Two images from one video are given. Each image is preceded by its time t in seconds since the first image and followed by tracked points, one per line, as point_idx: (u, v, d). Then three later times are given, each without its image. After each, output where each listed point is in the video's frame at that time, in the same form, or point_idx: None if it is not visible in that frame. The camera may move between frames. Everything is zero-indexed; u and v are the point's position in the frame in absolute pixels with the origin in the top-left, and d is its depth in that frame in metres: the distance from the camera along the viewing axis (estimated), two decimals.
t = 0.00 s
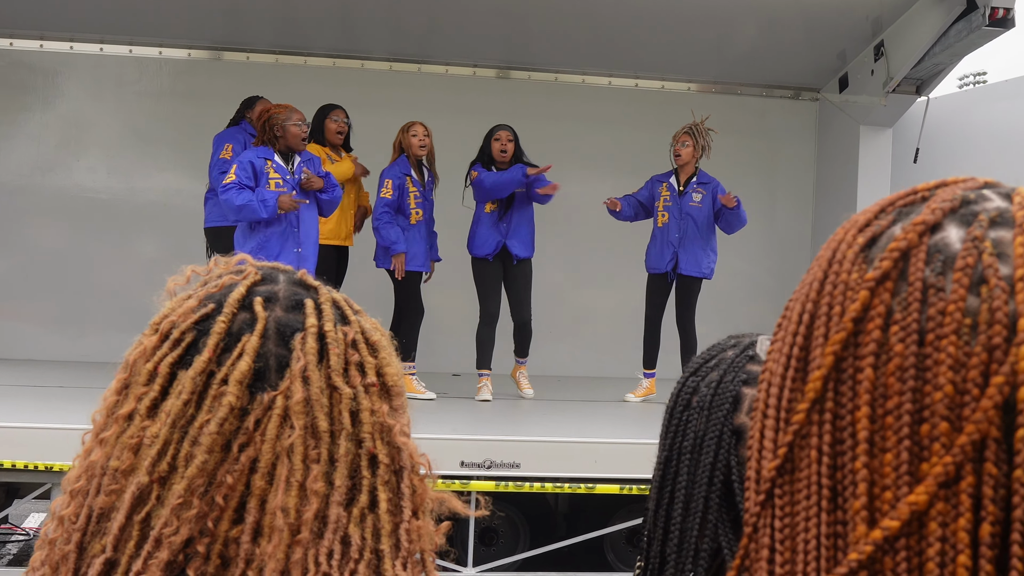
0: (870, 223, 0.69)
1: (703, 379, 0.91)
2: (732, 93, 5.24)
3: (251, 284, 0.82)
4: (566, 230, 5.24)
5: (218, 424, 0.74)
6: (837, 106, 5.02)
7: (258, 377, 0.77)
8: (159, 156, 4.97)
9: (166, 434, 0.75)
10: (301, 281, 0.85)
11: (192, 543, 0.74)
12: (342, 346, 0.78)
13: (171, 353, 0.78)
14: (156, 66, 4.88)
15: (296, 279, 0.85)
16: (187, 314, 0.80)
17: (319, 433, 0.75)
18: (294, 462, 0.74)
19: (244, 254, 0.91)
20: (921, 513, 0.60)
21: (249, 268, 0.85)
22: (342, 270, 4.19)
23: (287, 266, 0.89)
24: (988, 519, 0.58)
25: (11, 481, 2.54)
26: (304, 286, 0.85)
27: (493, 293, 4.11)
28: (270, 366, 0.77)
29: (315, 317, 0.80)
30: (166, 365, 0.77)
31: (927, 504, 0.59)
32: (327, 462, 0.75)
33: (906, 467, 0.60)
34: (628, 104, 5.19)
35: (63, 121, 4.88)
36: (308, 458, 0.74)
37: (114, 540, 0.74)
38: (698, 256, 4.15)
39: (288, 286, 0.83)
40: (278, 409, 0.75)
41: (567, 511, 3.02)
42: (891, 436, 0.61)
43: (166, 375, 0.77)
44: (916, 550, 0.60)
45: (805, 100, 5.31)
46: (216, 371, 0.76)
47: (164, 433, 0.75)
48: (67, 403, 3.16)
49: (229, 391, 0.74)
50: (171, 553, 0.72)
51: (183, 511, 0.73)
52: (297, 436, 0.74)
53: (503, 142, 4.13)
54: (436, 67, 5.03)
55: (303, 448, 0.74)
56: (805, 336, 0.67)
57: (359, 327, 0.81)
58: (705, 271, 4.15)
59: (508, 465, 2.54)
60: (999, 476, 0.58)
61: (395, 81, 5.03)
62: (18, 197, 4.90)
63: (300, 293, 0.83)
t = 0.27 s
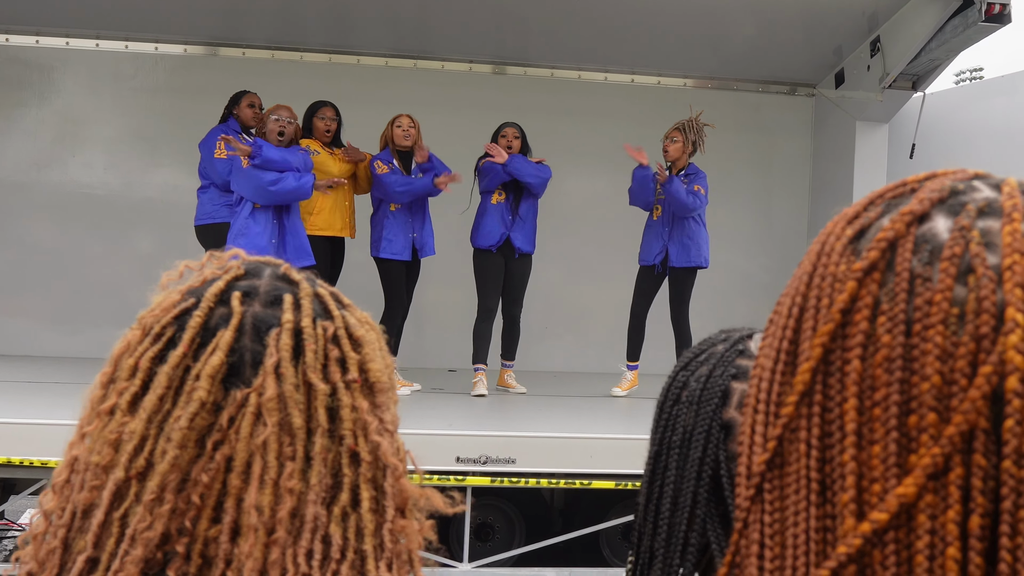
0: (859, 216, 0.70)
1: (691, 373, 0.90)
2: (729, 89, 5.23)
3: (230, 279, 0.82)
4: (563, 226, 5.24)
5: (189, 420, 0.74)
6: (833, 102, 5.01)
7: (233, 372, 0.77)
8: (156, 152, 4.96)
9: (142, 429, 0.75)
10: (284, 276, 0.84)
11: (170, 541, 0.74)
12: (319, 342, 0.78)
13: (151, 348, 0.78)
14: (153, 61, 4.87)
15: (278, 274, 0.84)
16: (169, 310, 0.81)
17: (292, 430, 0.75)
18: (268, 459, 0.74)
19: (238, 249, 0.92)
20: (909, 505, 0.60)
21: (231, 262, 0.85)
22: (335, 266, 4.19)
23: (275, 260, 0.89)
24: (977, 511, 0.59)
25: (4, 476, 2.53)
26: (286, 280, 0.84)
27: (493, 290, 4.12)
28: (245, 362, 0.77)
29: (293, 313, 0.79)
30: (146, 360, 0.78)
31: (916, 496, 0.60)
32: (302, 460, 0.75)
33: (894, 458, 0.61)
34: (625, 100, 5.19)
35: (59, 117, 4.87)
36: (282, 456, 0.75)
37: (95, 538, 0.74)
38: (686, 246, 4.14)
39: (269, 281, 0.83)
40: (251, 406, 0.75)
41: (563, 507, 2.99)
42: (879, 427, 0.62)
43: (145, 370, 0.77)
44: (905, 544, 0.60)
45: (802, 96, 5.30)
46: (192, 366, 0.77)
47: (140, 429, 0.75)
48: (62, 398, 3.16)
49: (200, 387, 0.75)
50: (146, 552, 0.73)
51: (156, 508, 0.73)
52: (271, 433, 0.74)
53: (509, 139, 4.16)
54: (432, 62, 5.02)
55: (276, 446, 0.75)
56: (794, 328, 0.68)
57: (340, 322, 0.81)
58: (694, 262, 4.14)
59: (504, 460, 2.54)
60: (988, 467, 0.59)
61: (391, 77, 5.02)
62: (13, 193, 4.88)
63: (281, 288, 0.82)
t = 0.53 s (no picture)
0: (849, 211, 0.68)
1: (680, 369, 0.90)
2: (720, 83, 5.23)
3: (218, 279, 0.81)
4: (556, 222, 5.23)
5: (171, 419, 0.74)
6: (824, 95, 5.01)
7: (218, 372, 0.76)
8: (146, 152, 4.94)
9: (126, 429, 0.74)
10: (271, 274, 0.83)
11: (153, 543, 0.73)
12: (305, 341, 0.77)
13: (138, 348, 0.78)
14: (142, 61, 4.84)
15: (266, 273, 0.83)
16: (155, 310, 0.80)
17: (276, 430, 0.74)
18: (251, 460, 0.73)
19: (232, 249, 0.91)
20: (906, 506, 0.58)
21: (219, 262, 0.84)
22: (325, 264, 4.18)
23: (265, 260, 0.88)
24: (975, 512, 0.57)
25: None
26: (273, 279, 0.83)
27: (496, 283, 4.09)
28: (229, 361, 0.76)
29: (279, 312, 0.79)
30: (132, 360, 0.77)
31: (912, 496, 0.57)
32: (285, 461, 0.74)
33: (890, 459, 0.58)
34: (616, 95, 5.18)
35: (49, 117, 4.84)
36: (265, 457, 0.74)
37: (79, 539, 0.74)
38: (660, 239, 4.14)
39: (257, 280, 0.82)
40: (233, 407, 0.74)
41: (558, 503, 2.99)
42: (875, 429, 0.59)
43: (131, 370, 0.77)
44: (901, 544, 0.58)
45: (793, 90, 5.31)
46: (177, 366, 0.76)
47: (125, 429, 0.74)
48: (53, 399, 3.14)
49: (182, 386, 0.74)
50: (129, 553, 0.72)
51: (138, 508, 0.73)
52: (254, 433, 0.73)
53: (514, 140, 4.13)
54: (422, 59, 5.00)
55: (259, 447, 0.74)
56: (783, 326, 0.66)
57: (327, 322, 0.80)
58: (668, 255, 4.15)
59: (498, 457, 2.53)
60: (986, 467, 0.57)
61: (382, 74, 5.00)
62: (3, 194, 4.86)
63: (267, 287, 0.81)
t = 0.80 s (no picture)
0: (852, 203, 0.68)
1: (678, 365, 0.88)
2: (714, 79, 5.23)
3: (212, 274, 0.81)
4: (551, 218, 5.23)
5: (165, 413, 0.74)
6: (819, 91, 5.02)
7: (211, 366, 0.76)
8: (141, 148, 4.92)
9: (120, 423, 0.74)
10: (265, 269, 0.83)
11: (147, 537, 0.73)
12: (299, 336, 0.77)
13: (133, 342, 0.78)
14: (137, 57, 4.83)
15: (261, 268, 0.83)
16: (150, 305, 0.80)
17: (270, 424, 0.75)
18: (245, 454, 0.74)
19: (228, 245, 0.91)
20: (914, 501, 0.59)
21: (215, 257, 0.84)
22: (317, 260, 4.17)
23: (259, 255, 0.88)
24: (984, 506, 0.58)
25: None
26: (267, 274, 0.83)
27: (492, 283, 4.10)
28: (223, 356, 0.76)
29: (273, 307, 0.79)
30: (127, 354, 0.77)
31: (922, 491, 0.58)
32: (279, 454, 0.74)
33: (899, 454, 0.59)
34: (611, 92, 5.18)
35: (43, 114, 4.82)
36: (258, 451, 0.74)
37: (74, 533, 0.74)
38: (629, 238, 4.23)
39: (251, 275, 0.82)
40: (227, 400, 0.74)
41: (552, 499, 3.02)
42: (883, 423, 0.60)
43: (127, 364, 0.77)
44: (910, 539, 0.59)
45: (787, 86, 5.31)
46: (171, 360, 0.76)
47: (119, 423, 0.74)
48: (47, 396, 3.13)
49: (176, 379, 0.74)
50: (123, 546, 0.72)
51: (132, 501, 0.73)
52: (247, 427, 0.73)
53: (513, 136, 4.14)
54: (417, 55, 5.00)
55: (253, 440, 0.74)
56: (786, 320, 0.66)
57: (321, 317, 0.80)
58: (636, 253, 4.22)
59: (492, 454, 2.53)
60: (995, 461, 0.58)
61: (376, 70, 4.99)
62: None
63: (262, 282, 0.81)
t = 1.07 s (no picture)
0: (867, 198, 0.69)
1: (688, 360, 0.88)
2: (709, 75, 5.24)
3: (214, 265, 0.82)
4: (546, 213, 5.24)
5: (166, 402, 0.75)
6: (814, 88, 5.03)
7: (212, 356, 0.78)
8: (135, 140, 4.90)
9: (122, 412, 0.76)
10: (268, 261, 0.84)
11: (147, 526, 0.75)
12: (300, 327, 0.79)
13: (135, 332, 0.79)
14: (132, 49, 4.81)
15: (263, 260, 0.84)
16: (152, 295, 0.81)
17: (271, 414, 0.76)
18: (246, 443, 0.75)
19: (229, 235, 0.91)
20: (931, 498, 0.61)
21: (216, 248, 0.85)
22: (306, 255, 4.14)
23: (261, 246, 0.89)
24: (1001, 505, 0.60)
25: None
26: (269, 266, 0.84)
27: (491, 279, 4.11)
28: (224, 346, 0.78)
29: (274, 298, 0.80)
30: (128, 344, 0.78)
31: (937, 489, 0.60)
32: (280, 445, 0.76)
33: (916, 452, 0.61)
34: (607, 87, 5.18)
35: (38, 105, 4.80)
36: (261, 440, 0.76)
37: (75, 522, 0.75)
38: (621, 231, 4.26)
39: (253, 267, 0.83)
40: (229, 390, 0.75)
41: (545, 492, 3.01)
42: (900, 420, 0.62)
43: (128, 354, 0.78)
44: (925, 536, 0.61)
45: (782, 82, 5.32)
46: (173, 349, 0.77)
47: (120, 412, 0.76)
48: (40, 388, 3.12)
49: (178, 369, 0.75)
50: (124, 534, 0.74)
51: (133, 489, 0.74)
52: (249, 417, 0.75)
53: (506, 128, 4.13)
54: (413, 49, 4.99)
55: (255, 430, 0.75)
56: (799, 313, 0.67)
57: (323, 310, 0.81)
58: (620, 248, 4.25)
59: (485, 448, 2.54)
60: (1010, 460, 0.60)
61: (373, 64, 4.98)
62: None
63: (263, 273, 0.82)
